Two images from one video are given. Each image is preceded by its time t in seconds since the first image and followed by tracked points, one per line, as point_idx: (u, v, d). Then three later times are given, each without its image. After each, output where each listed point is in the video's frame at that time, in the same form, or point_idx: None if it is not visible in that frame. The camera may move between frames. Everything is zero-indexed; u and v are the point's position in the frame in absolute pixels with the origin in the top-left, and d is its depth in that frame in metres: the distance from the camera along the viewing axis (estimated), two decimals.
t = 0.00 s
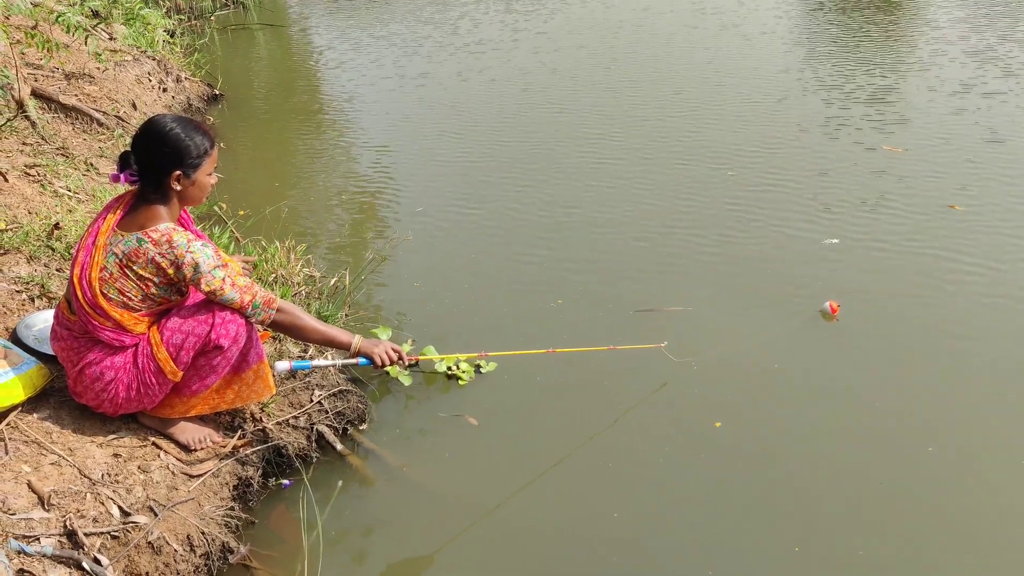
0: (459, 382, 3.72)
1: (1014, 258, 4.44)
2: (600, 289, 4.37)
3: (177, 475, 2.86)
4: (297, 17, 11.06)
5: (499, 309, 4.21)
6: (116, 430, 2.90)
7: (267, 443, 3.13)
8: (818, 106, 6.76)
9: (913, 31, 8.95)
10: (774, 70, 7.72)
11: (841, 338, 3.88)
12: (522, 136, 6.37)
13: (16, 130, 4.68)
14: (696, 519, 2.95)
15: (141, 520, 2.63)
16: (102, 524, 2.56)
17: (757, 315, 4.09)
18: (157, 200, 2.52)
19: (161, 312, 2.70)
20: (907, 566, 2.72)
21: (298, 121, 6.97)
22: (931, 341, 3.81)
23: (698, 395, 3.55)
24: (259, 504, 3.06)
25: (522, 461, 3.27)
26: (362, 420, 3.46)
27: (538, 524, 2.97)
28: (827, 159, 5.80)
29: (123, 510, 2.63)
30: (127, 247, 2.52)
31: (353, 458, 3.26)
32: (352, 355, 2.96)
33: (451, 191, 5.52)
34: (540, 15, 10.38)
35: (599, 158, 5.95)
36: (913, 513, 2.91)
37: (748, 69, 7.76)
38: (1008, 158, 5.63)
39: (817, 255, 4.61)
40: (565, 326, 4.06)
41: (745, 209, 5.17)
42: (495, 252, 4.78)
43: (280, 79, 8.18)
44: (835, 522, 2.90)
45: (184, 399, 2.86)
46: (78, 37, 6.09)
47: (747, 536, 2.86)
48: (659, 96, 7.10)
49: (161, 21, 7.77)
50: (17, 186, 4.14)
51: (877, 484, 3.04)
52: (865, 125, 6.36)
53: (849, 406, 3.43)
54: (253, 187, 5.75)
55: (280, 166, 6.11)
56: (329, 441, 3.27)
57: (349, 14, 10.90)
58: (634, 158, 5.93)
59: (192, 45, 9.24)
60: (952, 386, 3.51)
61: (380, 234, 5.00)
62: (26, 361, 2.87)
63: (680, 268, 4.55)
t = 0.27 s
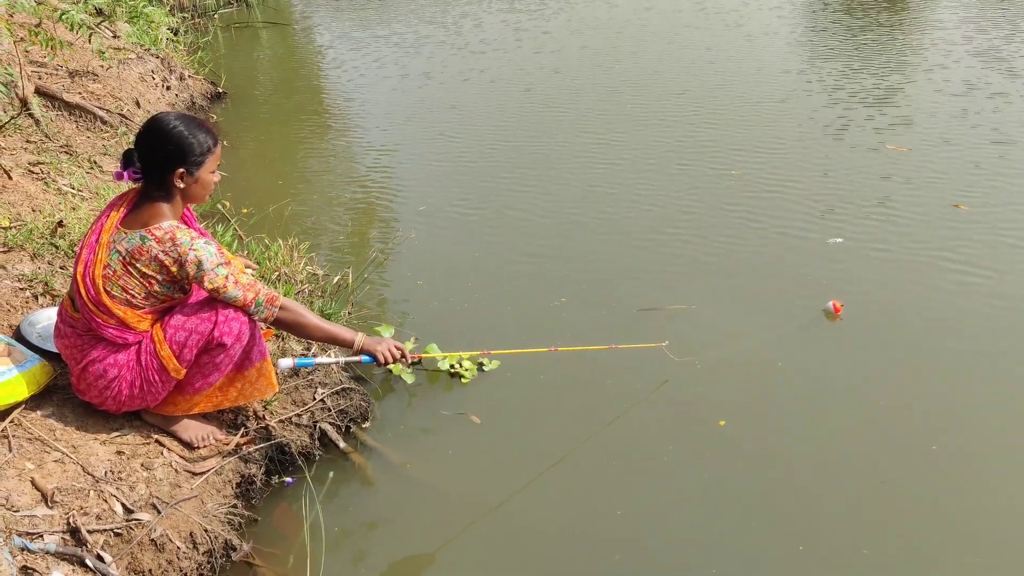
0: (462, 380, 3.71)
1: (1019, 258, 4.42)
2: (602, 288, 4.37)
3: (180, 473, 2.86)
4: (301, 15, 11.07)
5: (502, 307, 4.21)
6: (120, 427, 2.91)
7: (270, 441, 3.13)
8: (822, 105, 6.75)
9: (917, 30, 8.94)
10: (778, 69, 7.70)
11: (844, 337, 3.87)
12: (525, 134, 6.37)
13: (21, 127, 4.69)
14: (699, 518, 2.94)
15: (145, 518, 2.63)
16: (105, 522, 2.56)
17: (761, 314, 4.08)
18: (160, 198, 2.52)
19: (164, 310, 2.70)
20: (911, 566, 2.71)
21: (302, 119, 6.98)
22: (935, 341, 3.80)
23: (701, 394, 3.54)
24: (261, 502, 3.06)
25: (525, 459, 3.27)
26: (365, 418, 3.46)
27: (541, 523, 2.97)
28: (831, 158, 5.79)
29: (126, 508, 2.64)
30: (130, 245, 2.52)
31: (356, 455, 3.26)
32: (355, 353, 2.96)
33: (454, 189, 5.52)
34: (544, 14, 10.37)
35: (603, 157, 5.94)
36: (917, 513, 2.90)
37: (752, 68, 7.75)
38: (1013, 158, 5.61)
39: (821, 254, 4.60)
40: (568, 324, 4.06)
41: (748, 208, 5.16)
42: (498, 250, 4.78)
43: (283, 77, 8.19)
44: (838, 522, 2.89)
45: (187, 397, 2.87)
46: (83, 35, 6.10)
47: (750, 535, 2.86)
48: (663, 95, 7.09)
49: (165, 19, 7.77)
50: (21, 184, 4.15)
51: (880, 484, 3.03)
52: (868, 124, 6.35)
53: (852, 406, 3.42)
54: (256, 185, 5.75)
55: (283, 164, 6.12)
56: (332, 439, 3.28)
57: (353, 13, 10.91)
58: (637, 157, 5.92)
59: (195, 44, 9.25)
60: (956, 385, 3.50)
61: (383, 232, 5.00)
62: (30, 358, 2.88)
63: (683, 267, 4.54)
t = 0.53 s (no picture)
0: (464, 379, 3.71)
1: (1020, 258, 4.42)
2: (604, 287, 4.36)
3: (182, 471, 2.86)
4: (303, 14, 11.07)
5: (504, 306, 4.21)
6: (122, 426, 2.91)
7: (272, 440, 3.14)
8: (824, 104, 6.75)
9: (919, 30, 8.93)
10: (780, 69, 7.70)
11: (846, 337, 3.86)
12: (527, 133, 6.37)
13: (23, 126, 4.70)
14: (700, 517, 2.94)
15: (146, 516, 2.64)
16: (107, 520, 2.57)
17: (762, 314, 4.08)
18: (162, 197, 2.52)
19: (167, 309, 2.71)
20: (912, 566, 2.71)
21: (304, 118, 6.98)
22: (936, 341, 3.80)
23: (703, 394, 3.54)
24: (263, 500, 3.07)
25: (526, 458, 3.27)
26: (367, 417, 3.46)
27: (543, 522, 2.97)
28: (833, 157, 5.79)
29: (128, 506, 2.64)
30: (132, 243, 2.52)
31: (357, 454, 3.26)
32: (356, 351, 2.96)
33: (456, 189, 5.52)
34: (546, 13, 10.36)
35: (605, 155, 5.94)
36: (919, 513, 2.90)
37: (754, 68, 7.75)
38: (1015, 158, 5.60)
39: (823, 254, 4.60)
40: (570, 323, 4.06)
41: (750, 207, 5.16)
42: (500, 249, 4.78)
43: (285, 76, 8.19)
44: (839, 521, 2.89)
45: (189, 395, 2.87)
46: (85, 34, 6.10)
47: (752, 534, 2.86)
48: (665, 94, 7.08)
49: (168, 18, 7.78)
50: (23, 183, 4.15)
51: (882, 484, 3.03)
52: (871, 124, 6.34)
53: (854, 406, 3.42)
54: (258, 184, 5.75)
55: (285, 163, 6.12)
56: (333, 438, 3.28)
57: (355, 12, 10.90)
58: (639, 156, 5.92)
59: (197, 43, 9.25)
60: (958, 386, 3.49)
61: (385, 231, 5.01)
62: (32, 356, 2.88)
63: (685, 266, 4.54)
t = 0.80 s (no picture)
0: (465, 379, 3.72)
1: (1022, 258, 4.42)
2: (605, 287, 4.36)
3: (184, 470, 2.86)
4: (304, 14, 11.07)
5: (505, 305, 4.21)
6: (123, 425, 2.91)
7: (273, 439, 3.14)
8: (826, 104, 6.75)
9: (921, 30, 8.93)
10: (782, 69, 7.70)
11: (847, 337, 3.86)
12: (528, 133, 6.37)
13: (25, 125, 4.70)
14: (701, 517, 2.94)
15: (148, 515, 2.64)
16: (108, 519, 2.57)
17: (764, 314, 4.08)
18: (164, 196, 2.52)
19: (168, 308, 2.71)
20: (913, 566, 2.71)
21: (305, 117, 6.98)
22: (938, 341, 3.79)
23: (704, 394, 3.54)
24: (264, 500, 3.07)
25: (528, 458, 3.27)
26: (368, 416, 3.46)
27: (544, 521, 2.97)
28: (835, 157, 5.78)
29: (129, 505, 2.64)
30: (134, 242, 2.52)
31: (359, 454, 3.26)
32: (358, 351, 2.96)
33: (457, 188, 5.52)
34: (548, 13, 10.36)
35: (606, 155, 5.94)
36: (921, 514, 2.90)
37: (755, 67, 7.74)
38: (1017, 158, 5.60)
39: (824, 254, 4.60)
40: (571, 323, 4.06)
41: (752, 207, 5.15)
42: (501, 248, 4.78)
43: (287, 76, 8.19)
44: (841, 521, 2.89)
45: (190, 395, 2.87)
46: (86, 33, 6.10)
47: (753, 534, 2.86)
48: (667, 94, 7.08)
49: (169, 17, 7.78)
50: (25, 182, 4.16)
51: (884, 484, 3.03)
52: (873, 123, 6.34)
53: (855, 406, 3.42)
54: (260, 183, 5.75)
55: (287, 162, 6.12)
56: (335, 437, 3.28)
57: (356, 11, 10.91)
58: (640, 156, 5.91)
59: (199, 42, 9.26)
60: (959, 386, 3.49)
61: (386, 231, 5.01)
62: (33, 355, 2.88)
63: (687, 266, 4.54)
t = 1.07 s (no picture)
0: (467, 378, 3.72)
1: None
2: (607, 287, 4.37)
3: (186, 469, 2.87)
4: (307, 13, 11.08)
5: (507, 305, 4.21)
6: (126, 424, 2.92)
7: (276, 438, 3.14)
8: (828, 105, 6.75)
9: (923, 31, 8.94)
10: (784, 69, 7.70)
11: (849, 337, 3.86)
12: (531, 132, 6.37)
13: (28, 124, 4.70)
14: (704, 516, 2.94)
15: (150, 514, 2.64)
16: (111, 517, 2.57)
17: (766, 313, 4.08)
18: (167, 195, 2.53)
19: (171, 306, 2.71)
20: (915, 566, 2.71)
21: (307, 117, 6.98)
22: (939, 341, 3.79)
23: (706, 393, 3.54)
24: (266, 498, 3.07)
25: (529, 457, 3.27)
26: (370, 416, 3.46)
27: (545, 520, 2.97)
28: (837, 157, 5.79)
29: (132, 504, 2.64)
30: (137, 241, 2.52)
31: (361, 452, 3.26)
32: (360, 350, 2.97)
33: (459, 188, 5.52)
34: (550, 13, 10.37)
35: (609, 155, 5.95)
36: (922, 514, 2.90)
37: (758, 67, 7.75)
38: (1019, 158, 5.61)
39: (826, 254, 4.60)
40: (572, 322, 4.06)
41: (753, 207, 5.16)
42: (503, 248, 4.78)
43: (289, 75, 8.20)
44: (842, 521, 2.89)
45: (193, 394, 2.88)
46: (89, 33, 6.10)
47: (754, 533, 2.86)
48: (669, 94, 7.09)
49: (171, 16, 7.78)
50: (28, 181, 4.16)
51: (885, 484, 3.03)
52: (874, 124, 6.34)
53: (858, 405, 3.42)
54: (262, 182, 5.76)
55: (289, 161, 6.13)
56: (337, 436, 3.28)
57: (359, 11, 10.92)
58: (642, 155, 5.92)
59: (201, 41, 9.26)
60: (960, 386, 3.49)
61: (388, 230, 5.01)
62: (36, 354, 2.88)
63: (688, 265, 4.54)
